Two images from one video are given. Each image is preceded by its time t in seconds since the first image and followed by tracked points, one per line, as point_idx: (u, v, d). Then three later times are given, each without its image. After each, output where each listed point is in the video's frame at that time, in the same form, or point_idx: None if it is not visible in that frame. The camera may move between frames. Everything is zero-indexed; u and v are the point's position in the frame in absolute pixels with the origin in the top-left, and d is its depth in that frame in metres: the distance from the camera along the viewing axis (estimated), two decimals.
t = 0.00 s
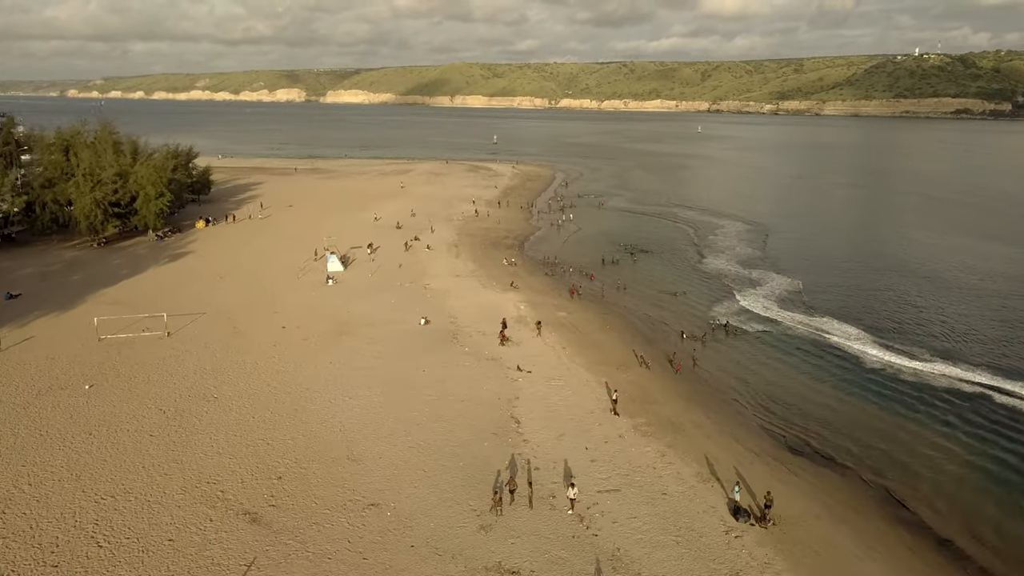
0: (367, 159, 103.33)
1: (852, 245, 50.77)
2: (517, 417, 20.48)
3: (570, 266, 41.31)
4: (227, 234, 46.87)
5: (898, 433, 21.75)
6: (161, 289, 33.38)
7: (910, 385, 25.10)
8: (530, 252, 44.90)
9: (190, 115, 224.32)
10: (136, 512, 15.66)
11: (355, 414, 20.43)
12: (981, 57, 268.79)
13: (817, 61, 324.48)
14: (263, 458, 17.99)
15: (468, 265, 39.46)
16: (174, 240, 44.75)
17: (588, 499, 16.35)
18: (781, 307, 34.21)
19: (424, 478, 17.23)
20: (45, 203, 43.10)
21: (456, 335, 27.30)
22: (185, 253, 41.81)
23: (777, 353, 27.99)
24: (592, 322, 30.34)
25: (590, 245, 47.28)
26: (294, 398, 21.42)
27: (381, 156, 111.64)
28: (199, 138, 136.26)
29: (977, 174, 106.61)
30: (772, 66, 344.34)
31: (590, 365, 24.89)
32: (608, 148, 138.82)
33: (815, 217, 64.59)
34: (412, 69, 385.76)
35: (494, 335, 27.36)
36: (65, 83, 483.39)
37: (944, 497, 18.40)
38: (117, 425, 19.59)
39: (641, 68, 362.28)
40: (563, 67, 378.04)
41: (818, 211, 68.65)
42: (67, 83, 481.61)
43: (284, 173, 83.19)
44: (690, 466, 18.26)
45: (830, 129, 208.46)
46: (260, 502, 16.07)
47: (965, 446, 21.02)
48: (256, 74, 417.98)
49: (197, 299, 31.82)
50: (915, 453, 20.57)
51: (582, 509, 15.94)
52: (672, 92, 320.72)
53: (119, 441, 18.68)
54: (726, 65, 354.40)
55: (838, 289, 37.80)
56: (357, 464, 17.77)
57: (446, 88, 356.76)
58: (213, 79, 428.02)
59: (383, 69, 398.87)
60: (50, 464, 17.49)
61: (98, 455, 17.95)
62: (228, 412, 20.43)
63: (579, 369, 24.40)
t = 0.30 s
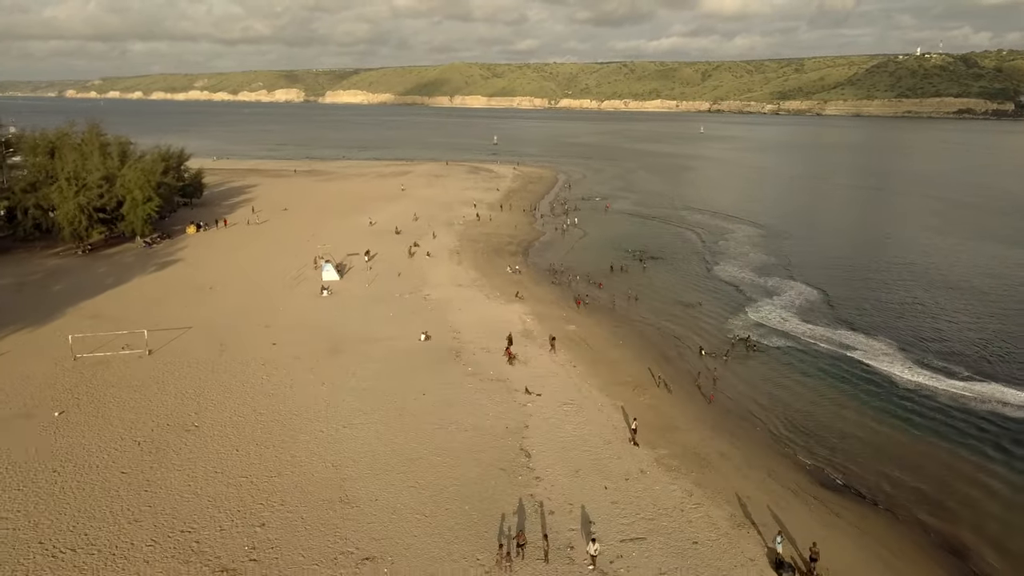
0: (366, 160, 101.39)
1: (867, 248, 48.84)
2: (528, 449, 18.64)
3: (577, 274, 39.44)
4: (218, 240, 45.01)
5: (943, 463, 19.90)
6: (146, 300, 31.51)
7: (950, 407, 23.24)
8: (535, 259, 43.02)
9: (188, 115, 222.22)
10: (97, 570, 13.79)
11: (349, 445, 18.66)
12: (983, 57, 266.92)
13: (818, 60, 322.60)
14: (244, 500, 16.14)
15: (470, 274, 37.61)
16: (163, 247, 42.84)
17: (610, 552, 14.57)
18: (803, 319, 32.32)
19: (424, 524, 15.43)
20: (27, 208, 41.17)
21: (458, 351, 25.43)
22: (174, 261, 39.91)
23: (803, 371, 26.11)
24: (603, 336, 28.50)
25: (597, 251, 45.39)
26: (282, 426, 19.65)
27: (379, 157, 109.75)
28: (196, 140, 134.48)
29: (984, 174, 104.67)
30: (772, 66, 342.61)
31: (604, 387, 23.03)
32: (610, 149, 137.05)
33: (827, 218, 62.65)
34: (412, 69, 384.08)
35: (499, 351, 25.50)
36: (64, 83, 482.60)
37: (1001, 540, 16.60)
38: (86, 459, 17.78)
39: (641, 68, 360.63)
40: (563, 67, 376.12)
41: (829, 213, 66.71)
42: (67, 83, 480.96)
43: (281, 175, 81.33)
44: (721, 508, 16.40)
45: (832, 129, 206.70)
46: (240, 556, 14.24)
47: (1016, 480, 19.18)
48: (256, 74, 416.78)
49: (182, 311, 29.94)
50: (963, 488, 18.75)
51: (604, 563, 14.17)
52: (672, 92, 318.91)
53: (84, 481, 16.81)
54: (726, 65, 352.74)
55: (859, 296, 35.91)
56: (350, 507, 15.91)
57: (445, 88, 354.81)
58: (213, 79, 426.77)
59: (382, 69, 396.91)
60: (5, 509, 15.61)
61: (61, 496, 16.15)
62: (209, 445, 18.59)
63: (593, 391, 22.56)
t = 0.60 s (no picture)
0: (364, 162, 99.56)
1: (884, 253, 46.98)
2: (538, 488, 16.88)
3: (584, 283, 37.64)
4: (209, 246, 43.18)
5: (996, 503, 18.08)
6: (129, 314, 29.67)
7: (993, 434, 21.45)
8: (540, 267, 41.18)
9: (186, 116, 220.45)
10: None
11: (342, 484, 16.84)
12: (984, 56, 265.35)
13: (818, 60, 321.16)
14: (222, 555, 14.28)
15: (472, 282, 35.81)
16: (151, 254, 40.99)
17: None
18: (825, 332, 30.45)
19: None
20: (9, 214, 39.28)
21: (461, 372, 23.59)
22: (161, 269, 38.05)
23: (832, 393, 24.27)
24: (614, 352, 26.70)
25: (604, 258, 43.57)
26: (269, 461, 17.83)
27: (378, 158, 107.89)
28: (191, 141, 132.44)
29: (992, 174, 102.83)
30: (772, 66, 340.98)
31: (620, 414, 21.22)
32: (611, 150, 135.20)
33: (838, 221, 60.78)
34: (410, 69, 382.20)
35: (506, 371, 23.68)
36: (61, 83, 480.42)
37: None
38: (49, 501, 15.96)
39: (641, 69, 359.01)
40: (563, 67, 374.61)
41: (841, 215, 64.80)
42: (64, 83, 478.72)
43: (277, 177, 79.50)
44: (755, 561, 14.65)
45: (833, 129, 204.44)
46: None
47: None
48: (255, 74, 414.73)
49: (167, 327, 28.07)
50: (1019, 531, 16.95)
51: None
52: (672, 92, 317.43)
53: (44, 530, 14.95)
54: (726, 65, 351.30)
55: (883, 307, 34.03)
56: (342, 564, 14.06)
57: (444, 88, 352.76)
58: (211, 79, 424.64)
59: (381, 69, 395.19)
60: None
61: (16, 550, 14.29)
62: (186, 485, 16.71)
63: (608, 419, 20.76)
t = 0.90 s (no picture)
0: (363, 163, 97.67)
1: (902, 259, 45.18)
2: (553, 536, 15.05)
3: (592, 292, 35.82)
4: (200, 253, 41.29)
5: None
6: (110, 330, 27.83)
7: None
8: (546, 275, 39.27)
9: (184, 116, 218.47)
10: None
11: (332, 532, 14.96)
12: (986, 56, 263.76)
13: (818, 59, 319.29)
14: None
15: (475, 292, 33.99)
16: (138, 262, 39.11)
17: None
18: (853, 348, 28.55)
19: None
20: None
21: (465, 395, 21.65)
22: (148, 278, 36.14)
23: (868, 417, 22.35)
24: (628, 370, 24.87)
25: (613, 266, 41.70)
26: (252, 504, 15.97)
27: (377, 160, 105.94)
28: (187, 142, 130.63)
29: (999, 175, 101.09)
30: (773, 66, 339.46)
31: (641, 444, 19.30)
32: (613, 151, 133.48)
33: (850, 224, 58.97)
34: (409, 70, 380.59)
35: (513, 394, 21.78)
36: (60, 83, 478.73)
37: None
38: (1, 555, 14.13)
39: (642, 69, 357.41)
40: (563, 68, 372.83)
41: (852, 216, 62.93)
42: (63, 83, 477.18)
43: (273, 179, 77.66)
44: None
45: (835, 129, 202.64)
46: None
47: None
48: (253, 74, 413.09)
49: (150, 344, 26.21)
50: None
51: None
52: (673, 92, 315.51)
53: None
54: (726, 65, 349.56)
55: (909, 318, 32.19)
56: None
57: (444, 88, 350.91)
58: (209, 79, 423.18)
59: (380, 69, 393.29)
60: None
61: None
62: (158, 534, 14.90)
63: (629, 450, 18.86)
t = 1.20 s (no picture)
0: (362, 165, 95.74)
1: (922, 265, 43.32)
2: None
3: (602, 303, 34.00)
4: (190, 261, 39.49)
5: None
6: (89, 346, 26.06)
7: None
8: (553, 283, 37.47)
9: (184, 116, 216.68)
10: None
11: None
12: (988, 56, 261.91)
13: (819, 59, 317.47)
14: None
15: (478, 303, 32.19)
16: (125, 271, 37.29)
17: None
18: (883, 364, 26.78)
19: None
20: None
21: (470, 422, 19.87)
22: (133, 288, 34.31)
23: (909, 444, 20.59)
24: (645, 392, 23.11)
25: (622, 274, 39.93)
26: (231, 557, 14.19)
27: (376, 161, 104.17)
28: (184, 144, 128.90)
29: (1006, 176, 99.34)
30: (773, 66, 337.71)
31: (666, 479, 17.55)
32: (615, 152, 131.72)
33: (863, 227, 57.25)
34: (409, 70, 378.69)
35: (522, 421, 20.01)
36: (58, 83, 477.41)
37: None
38: None
39: (642, 70, 355.66)
40: (563, 68, 371.23)
41: (864, 220, 61.23)
42: (61, 83, 475.86)
43: (269, 182, 75.83)
44: None
45: (838, 129, 200.70)
46: None
47: None
48: (253, 74, 411.36)
49: (130, 363, 24.42)
50: None
51: None
52: (673, 92, 313.84)
53: None
54: (726, 65, 347.83)
55: (939, 332, 30.33)
56: None
57: (443, 88, 348.89)
58: (209, 79, 421.76)
59: (379, 69, 391.37)
60: None
61: None
62: None
63: (652, 487, 17.10)
